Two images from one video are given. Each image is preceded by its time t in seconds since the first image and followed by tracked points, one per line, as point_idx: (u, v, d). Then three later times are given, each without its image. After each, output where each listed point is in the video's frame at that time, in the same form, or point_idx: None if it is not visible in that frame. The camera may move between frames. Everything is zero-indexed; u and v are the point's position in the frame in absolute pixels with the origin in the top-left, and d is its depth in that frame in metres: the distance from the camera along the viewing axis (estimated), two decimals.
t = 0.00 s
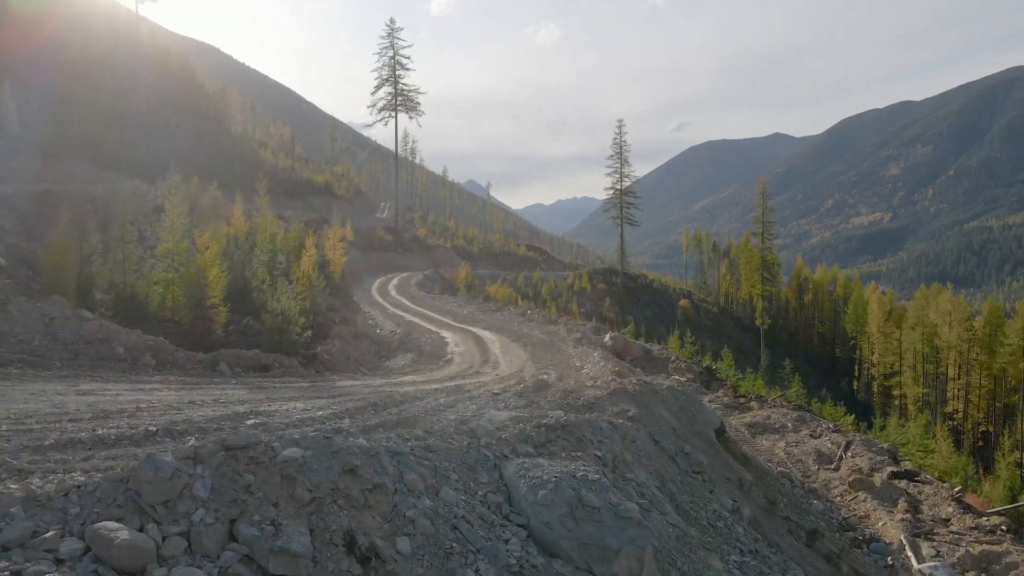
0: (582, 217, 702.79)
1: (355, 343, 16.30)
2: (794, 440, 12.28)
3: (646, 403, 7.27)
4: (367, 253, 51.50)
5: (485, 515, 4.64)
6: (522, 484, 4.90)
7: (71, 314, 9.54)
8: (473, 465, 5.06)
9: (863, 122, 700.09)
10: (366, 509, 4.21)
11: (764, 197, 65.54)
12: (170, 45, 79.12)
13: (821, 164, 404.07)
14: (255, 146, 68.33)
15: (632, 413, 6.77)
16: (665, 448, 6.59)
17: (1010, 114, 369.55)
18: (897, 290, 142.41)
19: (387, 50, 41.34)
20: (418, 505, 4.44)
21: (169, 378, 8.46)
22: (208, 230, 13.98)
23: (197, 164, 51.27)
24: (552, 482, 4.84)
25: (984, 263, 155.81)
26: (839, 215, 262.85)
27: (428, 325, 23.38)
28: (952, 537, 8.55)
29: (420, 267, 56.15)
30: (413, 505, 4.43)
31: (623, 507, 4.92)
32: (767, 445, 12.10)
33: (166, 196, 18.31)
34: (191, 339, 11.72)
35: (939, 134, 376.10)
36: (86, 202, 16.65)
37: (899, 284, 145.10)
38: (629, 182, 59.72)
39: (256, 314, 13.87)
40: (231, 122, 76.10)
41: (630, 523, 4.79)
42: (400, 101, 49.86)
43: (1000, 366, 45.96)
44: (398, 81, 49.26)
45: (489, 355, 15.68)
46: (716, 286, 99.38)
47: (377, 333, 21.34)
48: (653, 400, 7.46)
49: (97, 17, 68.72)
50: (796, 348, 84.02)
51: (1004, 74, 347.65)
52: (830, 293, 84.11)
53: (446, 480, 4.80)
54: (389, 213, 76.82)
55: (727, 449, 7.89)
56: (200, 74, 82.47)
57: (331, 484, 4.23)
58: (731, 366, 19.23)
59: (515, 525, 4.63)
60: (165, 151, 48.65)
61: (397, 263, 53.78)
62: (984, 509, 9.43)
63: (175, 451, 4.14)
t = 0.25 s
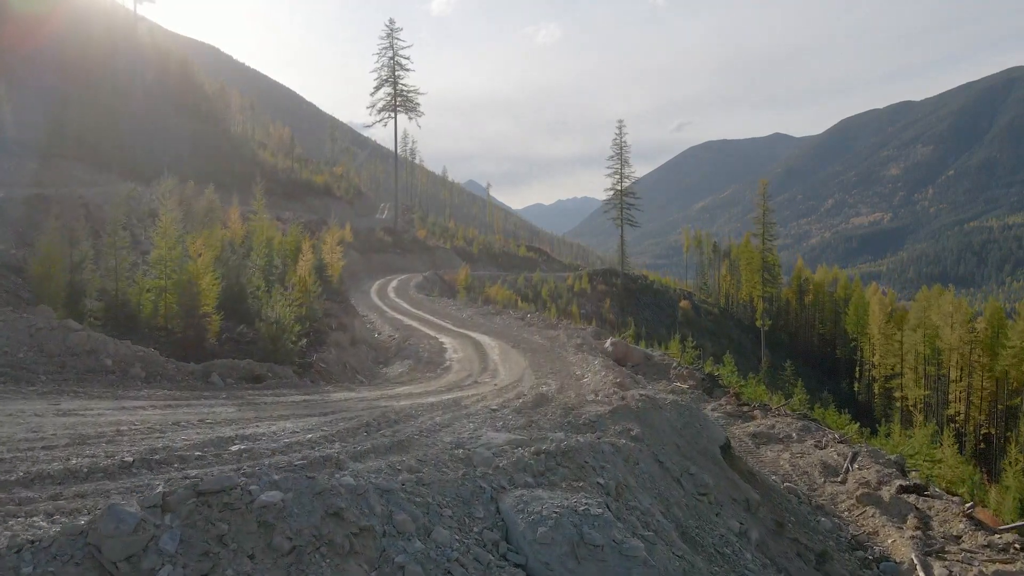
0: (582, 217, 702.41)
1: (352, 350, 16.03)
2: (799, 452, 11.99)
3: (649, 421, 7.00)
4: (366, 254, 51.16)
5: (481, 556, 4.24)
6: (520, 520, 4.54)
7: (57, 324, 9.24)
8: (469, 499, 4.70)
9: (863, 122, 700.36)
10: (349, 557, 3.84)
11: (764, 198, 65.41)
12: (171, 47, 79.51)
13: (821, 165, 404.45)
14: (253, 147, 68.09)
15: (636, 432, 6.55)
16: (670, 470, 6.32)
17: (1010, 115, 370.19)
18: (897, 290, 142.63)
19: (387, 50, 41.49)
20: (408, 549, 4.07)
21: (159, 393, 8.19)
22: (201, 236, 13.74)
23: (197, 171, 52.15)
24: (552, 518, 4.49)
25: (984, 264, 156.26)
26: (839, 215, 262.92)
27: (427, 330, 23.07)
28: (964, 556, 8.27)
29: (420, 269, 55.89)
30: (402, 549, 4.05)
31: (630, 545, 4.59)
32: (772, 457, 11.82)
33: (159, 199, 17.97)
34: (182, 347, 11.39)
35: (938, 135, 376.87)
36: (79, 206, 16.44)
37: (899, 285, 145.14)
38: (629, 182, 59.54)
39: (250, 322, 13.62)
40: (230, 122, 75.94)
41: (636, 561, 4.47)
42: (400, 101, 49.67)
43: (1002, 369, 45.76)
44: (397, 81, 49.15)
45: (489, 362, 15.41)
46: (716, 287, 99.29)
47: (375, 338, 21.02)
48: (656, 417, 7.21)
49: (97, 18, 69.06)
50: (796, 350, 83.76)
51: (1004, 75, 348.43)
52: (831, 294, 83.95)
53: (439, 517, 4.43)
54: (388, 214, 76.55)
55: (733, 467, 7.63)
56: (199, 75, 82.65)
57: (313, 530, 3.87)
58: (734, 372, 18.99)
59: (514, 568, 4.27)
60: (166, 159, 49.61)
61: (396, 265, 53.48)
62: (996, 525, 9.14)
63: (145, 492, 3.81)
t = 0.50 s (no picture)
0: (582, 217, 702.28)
1: (349, 356, 15.76)
2: (805, 462, 11.72)
3: (653, 438, 6.74)
4: (365, 255, 50.88)
5: None
6: (521, 555, 4.11)
7: (44, 334, 8.95)
8: (465, 534, 4.25)
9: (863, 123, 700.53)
10: None
11: (765, 199, 65.25)
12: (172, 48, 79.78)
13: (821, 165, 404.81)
14: (252, 147, 67.88)
15: (640, 450, 6.30)
16: (675, 491, 6.06)
17: (1010, 116, 370.91)
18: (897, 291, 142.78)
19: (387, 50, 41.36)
20: None
21: (149, 406, 7.94)
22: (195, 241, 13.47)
23: (199, 173, 52.62)
24: (553, 556, 4.06)
25: (984, 264, 156.27)
26: (839, 215, 263.05)
27: (426, 334, 22.79)
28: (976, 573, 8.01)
29: (419, 270, 55.63)
30: None
31: None
32: (777, 468, 11.57)
33: (153, 202, 17.71)
34: (174, 356, 11.10)
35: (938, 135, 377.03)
36: (72, 209, 16.23)
37: (899, 285, 145.15)
38: (629, 183, 59.33)
39: (246, 329, 13.37)
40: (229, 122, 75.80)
41: None
42: (400, 102, 49.50)
43: (1004, 371, 45.54)
44: (396, 82, 48.98)
45: (488, 369, 15.15)
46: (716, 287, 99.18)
47: (373, 343, 20.74)
48: (660, 434, 6.96)
49: (99, 19, 69.40)
50: (797, 351, 83.52)
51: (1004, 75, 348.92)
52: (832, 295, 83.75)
53: (432, 557, 3.95)
54: (388, 215, 76.31)
55: (741, 484, 7.36)
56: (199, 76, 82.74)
57: None
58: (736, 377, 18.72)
59: None
60: (169, 161, 50.13)
61: (396, 267, 53.22)
62: (1009, 540, 8.88)
63: (112, 534, 3.47)
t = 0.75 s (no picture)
0: (582, 217, 702.18)
1: (346, 362, 15.51)
2: (810, 472, 11.47)
3: (660, 456, 6.48)
4: (364, 256, 50.59)
5: None
6: None
7: (30, 343, 8.64)
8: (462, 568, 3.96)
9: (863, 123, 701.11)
10: None
11: (766, 200, 65.09)
12: (171, 48, 79.66)
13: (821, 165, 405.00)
14: (251, 147, 67.59)
15: (644, 468, 6.04)
16: (682, 512, 5.82)
17: (1009, 117, 372.26)
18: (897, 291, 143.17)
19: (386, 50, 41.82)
20: None
21: (137, 418, 7.70)
22: (188, 244, 13.18)
23: (200, 174, 52.73)
24: None
25: (984, 265, 156.53)
26: (839, 215, 263.22)
27: (424, 337, 22.49)
28: None
29: (419, 271, 55.39)
30: None
31: None
32: (782, 477, 11.32)
33: (146, 205, 17.40)
34: (165, 365, 10.79)
35: (938, 136, 377.40)
36: (64, 212, 15.95)
37: (899, 286, 145.23)
38: (629, 183, 59.12)
39: (240, 335, 13.14)
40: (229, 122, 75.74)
41: None
42: (399, 103, 49.26)
43: (1006, 373, 45.53)
44: (396, 82, 48.73)
45: (487, 376, 14.88)
46: (717, 288, 99.03)
47: (370, 347, 20.46)
48: (666, 449, 6.71)
49: (99, 19, 69.33)
50: (798, 352, 83.30)
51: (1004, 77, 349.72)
52: (833, 296, 83.66)
53: None
54: (387, 215, 76.04)
55: (747, 501, 7.09)
56: (199, 77, 82.80)
57: None
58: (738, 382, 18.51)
59: None
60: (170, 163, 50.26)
61: (395, 268, 52.98)
62: None
63: None
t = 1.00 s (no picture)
0: (582, 217, 702.15)
1: (343, 366, 15.27)
2: (817, 480, 11.21)
3: (665, 471, 6.24)
4: (364, 256, 50.37)
5: None
6: None
7: (15, 350, 8.35)
8: None
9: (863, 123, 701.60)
10: None
11: (766, 200, 64.90)
12: (170, 48, 79.50)
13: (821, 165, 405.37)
14: (250, 148, 67.39)
15: (649, 485, 5.79)
16: (688, 530, 5.59)
17: (1008, 118, 373.37)
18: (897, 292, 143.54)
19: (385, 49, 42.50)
20: None
21: (126, 430, 7.46)
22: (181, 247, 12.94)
23: (199, 175, 52.80)
24: None
25: (984, 265, 156.66)
26: (839, 215, 263.55)
27: (423, 340, 22.24)
28: None
29: (418, 272, 55.19)
30: None
31: None
32: (788, 486, 11.06)
33: (140, 206, 17.14)
34: (156, 372, 10.53)
35: (938, 136, 377.79)
36: (57, 214, 15.72)
37: (899, 286, 145.39)
38: (629, 184, 58.99)
39: (235, 340, 12.91)
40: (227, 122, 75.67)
41: None
42: (399, 103, 49.08)
43: (1009, 374, 45.36)
44: (395, 82, 48.54)
45: (486, 381, 14.64)
46: (717, 289, 98.94)
47: (368, 350, 20.22)
48: (671, 463, 6.48)
49: (98, 19, 69.20)
50: (798, 353, 83.12)
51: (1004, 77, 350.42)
52: (833, 297, 83.54)
53: None
54: (387, 216, 75.84)
55: (755, 517, 6.85)
56: (198, 77, 82.79)
57: None
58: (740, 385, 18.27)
59: None
60: (170, 165, 50.30)
61: (395, 268, 52.78)
62: None
63: None
